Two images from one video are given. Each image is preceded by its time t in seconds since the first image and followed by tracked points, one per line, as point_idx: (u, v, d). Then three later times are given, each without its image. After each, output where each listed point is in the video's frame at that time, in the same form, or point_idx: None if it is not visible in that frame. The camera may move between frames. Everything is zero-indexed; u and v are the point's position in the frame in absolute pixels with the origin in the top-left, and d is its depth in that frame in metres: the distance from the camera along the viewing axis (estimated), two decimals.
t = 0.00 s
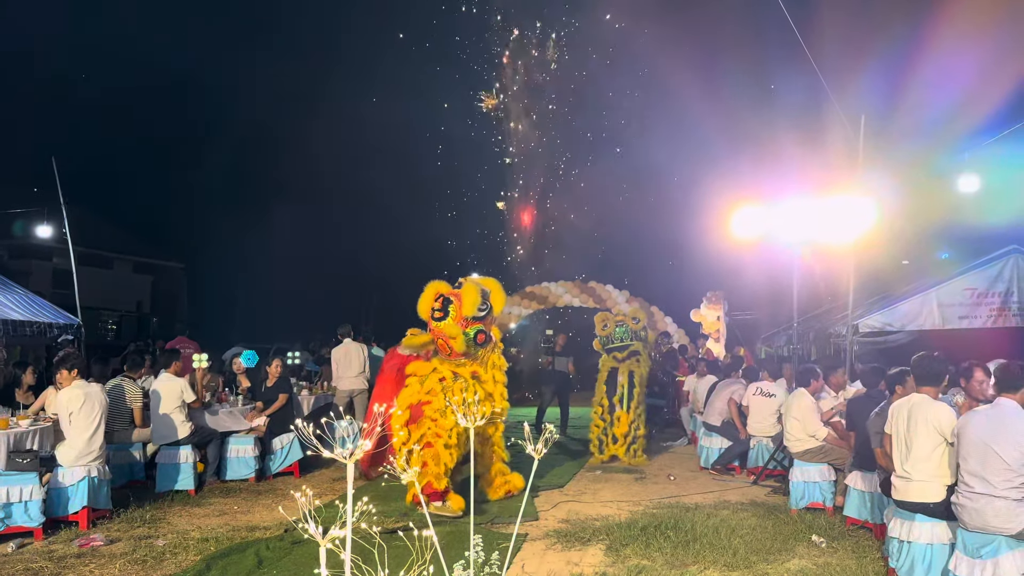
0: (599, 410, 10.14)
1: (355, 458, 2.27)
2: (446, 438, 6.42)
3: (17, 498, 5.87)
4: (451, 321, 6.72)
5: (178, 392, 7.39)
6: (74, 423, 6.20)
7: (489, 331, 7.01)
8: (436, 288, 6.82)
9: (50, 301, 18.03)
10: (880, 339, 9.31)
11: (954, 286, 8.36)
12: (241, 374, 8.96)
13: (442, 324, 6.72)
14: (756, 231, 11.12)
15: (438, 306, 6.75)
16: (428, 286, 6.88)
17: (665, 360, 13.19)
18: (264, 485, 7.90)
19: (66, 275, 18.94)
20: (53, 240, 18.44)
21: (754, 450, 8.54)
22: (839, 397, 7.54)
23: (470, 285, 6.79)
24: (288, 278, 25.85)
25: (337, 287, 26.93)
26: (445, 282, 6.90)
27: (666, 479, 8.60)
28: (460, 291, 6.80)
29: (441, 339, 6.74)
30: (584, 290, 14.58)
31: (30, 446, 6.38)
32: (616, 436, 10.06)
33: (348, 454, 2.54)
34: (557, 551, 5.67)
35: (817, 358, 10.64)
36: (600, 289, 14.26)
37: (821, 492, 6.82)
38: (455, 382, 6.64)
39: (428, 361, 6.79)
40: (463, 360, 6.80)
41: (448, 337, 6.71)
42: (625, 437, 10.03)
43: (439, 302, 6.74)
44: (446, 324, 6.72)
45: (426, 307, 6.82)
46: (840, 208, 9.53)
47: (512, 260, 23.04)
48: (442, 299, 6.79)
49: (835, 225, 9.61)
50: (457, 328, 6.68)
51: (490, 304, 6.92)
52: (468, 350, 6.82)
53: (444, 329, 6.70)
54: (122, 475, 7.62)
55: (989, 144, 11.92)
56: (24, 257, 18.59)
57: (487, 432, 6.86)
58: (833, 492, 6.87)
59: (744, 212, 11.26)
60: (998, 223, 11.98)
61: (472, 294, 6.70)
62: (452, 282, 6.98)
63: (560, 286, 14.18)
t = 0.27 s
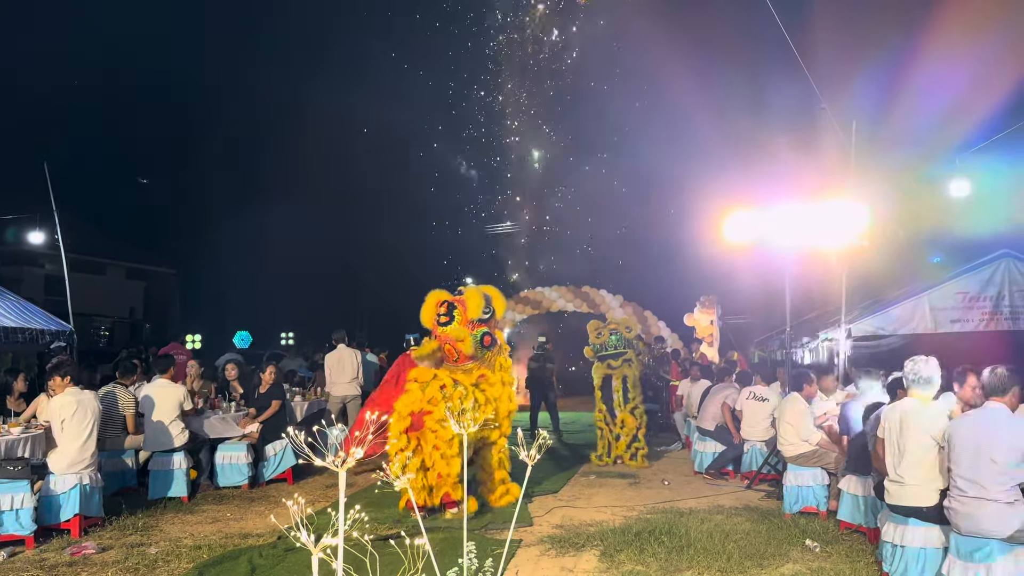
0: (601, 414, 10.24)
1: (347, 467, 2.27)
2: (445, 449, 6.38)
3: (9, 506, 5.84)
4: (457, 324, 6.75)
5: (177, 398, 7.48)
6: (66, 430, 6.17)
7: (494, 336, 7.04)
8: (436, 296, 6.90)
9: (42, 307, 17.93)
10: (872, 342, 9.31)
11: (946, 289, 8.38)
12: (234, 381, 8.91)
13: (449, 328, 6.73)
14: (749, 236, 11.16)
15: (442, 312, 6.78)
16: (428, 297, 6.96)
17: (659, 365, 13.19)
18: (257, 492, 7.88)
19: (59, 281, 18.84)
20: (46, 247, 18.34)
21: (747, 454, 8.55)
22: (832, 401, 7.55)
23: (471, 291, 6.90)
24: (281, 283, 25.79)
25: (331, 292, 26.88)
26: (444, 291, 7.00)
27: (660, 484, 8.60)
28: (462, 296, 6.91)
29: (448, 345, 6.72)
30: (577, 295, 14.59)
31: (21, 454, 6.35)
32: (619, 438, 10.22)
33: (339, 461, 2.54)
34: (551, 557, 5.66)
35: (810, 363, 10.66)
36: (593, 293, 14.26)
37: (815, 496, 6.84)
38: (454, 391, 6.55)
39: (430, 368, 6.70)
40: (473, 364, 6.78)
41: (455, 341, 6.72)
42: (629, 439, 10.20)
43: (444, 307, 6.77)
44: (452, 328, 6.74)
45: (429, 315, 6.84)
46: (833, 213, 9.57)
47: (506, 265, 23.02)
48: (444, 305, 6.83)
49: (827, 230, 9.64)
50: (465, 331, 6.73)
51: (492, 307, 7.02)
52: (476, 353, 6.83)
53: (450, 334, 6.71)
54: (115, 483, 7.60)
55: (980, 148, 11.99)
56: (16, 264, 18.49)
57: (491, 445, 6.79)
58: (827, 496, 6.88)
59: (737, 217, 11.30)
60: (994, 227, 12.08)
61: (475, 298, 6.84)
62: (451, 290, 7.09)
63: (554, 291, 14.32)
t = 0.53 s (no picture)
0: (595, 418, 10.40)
1: (336, 475, 2.26)
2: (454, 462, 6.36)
3: None
4: (455, 329, 6.83)
5: (170, 406, 7.43)
6: (55, 440, 6.12)
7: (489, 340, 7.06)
8: (428, 302, 7.01)
9: (32, 316, 17.76)
10: (862, 346, 9.34)
11: (937, 293, 8.37)
12: (224, 388, 8.84)
13: (447, 333, 6.83)
14: (739, 242, 11.20)
15: (440, 317, 6.87)
16: (420, 303, 7.03)
17: (650, 370, 13.23)
18: (248, 501, 7.84)
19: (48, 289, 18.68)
20: (35, 255, 18.18)
21: (739, 459, 8.55)
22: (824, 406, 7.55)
23: (465, 294, 6.95)
24: (273, 290, 25.72)
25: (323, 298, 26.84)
26: (437, 296, 7.09)
27: (653, 490, 8.59)
28: (456, 301, 6.94)
29: (446, 350, 6.81)
30: (569, 300, 14.60)
31: (9, 463, 6.29)
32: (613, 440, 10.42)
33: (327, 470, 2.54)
34: (544, 563, 5.65)
35: (802, 367, 10.69)
36: (585, 299, 14.28)
37: (806, 501, 6.84)
38: (466, 401, 6.54)
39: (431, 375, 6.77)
40: (472, 368, 6.80)
41: (455, 346, 6.78)
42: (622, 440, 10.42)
43: (440, 312, 6.87)
44: (450, 333, 6.83)
45: (423, 322, 6.97)
46: (822, 218, 9.62)
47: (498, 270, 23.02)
48: (441, 310, 6.93)
49: (816, 235, 9.69)
50: (464, 334, 6.78)
51: (486, 313, 7.01)
52: (476, 358, 6.86)
53: (449, 338, 6.81)
54: (104, 493, 7.53)
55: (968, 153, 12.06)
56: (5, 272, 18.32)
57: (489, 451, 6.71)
58: (819, 500, 6.88)
59: (727, 222, 11.35)
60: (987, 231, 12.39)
61: (471, 301, 6.88)
62: (442, 296, 7.14)
63: (546, 296, 14.46)
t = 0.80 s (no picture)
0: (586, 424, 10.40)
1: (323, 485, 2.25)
2: (457, 467, 6.40)
3: None
4: (445, 333, 6.76)
5: (160, 415, 7.36)
6: (43, 449, 6.08)
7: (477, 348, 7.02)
8: (421, 304, 6.93)
9: (19, 323, 17.61)
10: (851, 350, 9.38)
11: (925, 297, 8.44)
12: (213, 396, 8.79)
13: (436, 335, 6.76)
14: (728, 247, 11.25)
15: (430, 319, 6.81)
16: (413, 304, 6.98)
17: (642, 375, 13.27)
18: (237, 509, 7.80)
19: (37, 296, 18.54)
20: (24, 261, 18.05)
21: (730, 464, 8.57)
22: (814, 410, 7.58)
23: (457, 300, 6.90)
24: (264, 295, 25.71)
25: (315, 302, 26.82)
26: (430, 299, 7.01)
27: (644, 495, 8.59)
28: (449, 305, 6.88)
29: (433, 352, 6.75)
30: (560, 306, 14.60)
31: None
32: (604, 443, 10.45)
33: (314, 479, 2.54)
34: (535, 570, 5.63)
35: (792, 372, 10.72)
36: (576, 304, 14.30)
37: (797, 505, 6.84)
38: (466, 409, 6.63)
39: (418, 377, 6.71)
40: (457, 372, 6.73)
41: (442, 349, 6.73)
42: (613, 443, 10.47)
43: (432, 315, 6.81)
44: (439, 336, 6.76)
45: (414, 323, 6.90)
46: (809, 224, 9.67)
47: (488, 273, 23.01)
48: (432, 313, 6.86)
49: (804, 241, 9.73)
50: (453, 340, 6.72)
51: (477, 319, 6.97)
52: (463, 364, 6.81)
53: (437, 341, 6.74)
54: (93, 501, 7.48)
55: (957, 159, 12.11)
56: None
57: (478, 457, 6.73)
58: (809, 504, 6.89)
59: (715, 228, 11.39)
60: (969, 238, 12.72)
61: (462, 307, 6.79)
62: (436, 299, 7.10)
63: (537, 301, 14.24)
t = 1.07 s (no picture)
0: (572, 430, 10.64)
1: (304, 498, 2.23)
2: (448, 476, 6.33)
3: None
4: (436, 344, 6.79)
5: (144, 424, 7.26)
6: (27, 459, 6.02)
7: (469, 355, 7.07)
8: (410, 318, 6.98)
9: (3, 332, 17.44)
10: (837, 356, 9.41)
11: (912, 302, 8.49)
12: (200, 405, 8.71)
13: (427, 348, 6.78)
14: (715, 254, 11.28)
15: (419, 333, 6.85)
16: (400, 320, 7.02)
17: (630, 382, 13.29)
18: (224, 518, 7.76)
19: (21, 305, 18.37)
20: (8, 270, 17.87)
21: (718, 470, 8.58)
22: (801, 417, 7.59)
23: (444, 310, 6.96)
24: (267, 293, 26.10)
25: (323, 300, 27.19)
26: (418, 313, 7.07)
27: (632, 502, 8.58)
28: (437, 317, 6.94)
29: (427, 365, 6.77)
30: (549, 313, 14.60)
31: None
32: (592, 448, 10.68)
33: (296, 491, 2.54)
34: None
35: (779, 378, 10.75)
36: (564, 311, 14.30)
37: (785, 511, 6.87)
38: (454, 414, 6.48)
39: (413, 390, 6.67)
40: (454, 383, 6.74)
41: (434, 361, 6.75)
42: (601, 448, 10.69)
43: (421, 328, 6.85)
44: (430, 348, 6.79)
45: (404, 337, 6.94)
46: (796, 231, 9.70)
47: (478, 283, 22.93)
48: (421, 326, 6.90)
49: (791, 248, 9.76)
50: (444, 350, 6.75)
51: (466, 327, 7.02)
52: (457, 371, 6.83)
53: (429, 354, 6.76)
54: (77, 512, 7.41)
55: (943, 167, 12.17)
56: None
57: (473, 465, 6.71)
58: (797, 510, 6.91)
59: (703, 235, 11.42)
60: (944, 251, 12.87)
61: (451, 317, 6.89)
62: (423, 312, 7.14)
63: (526, 308, 14.27)
